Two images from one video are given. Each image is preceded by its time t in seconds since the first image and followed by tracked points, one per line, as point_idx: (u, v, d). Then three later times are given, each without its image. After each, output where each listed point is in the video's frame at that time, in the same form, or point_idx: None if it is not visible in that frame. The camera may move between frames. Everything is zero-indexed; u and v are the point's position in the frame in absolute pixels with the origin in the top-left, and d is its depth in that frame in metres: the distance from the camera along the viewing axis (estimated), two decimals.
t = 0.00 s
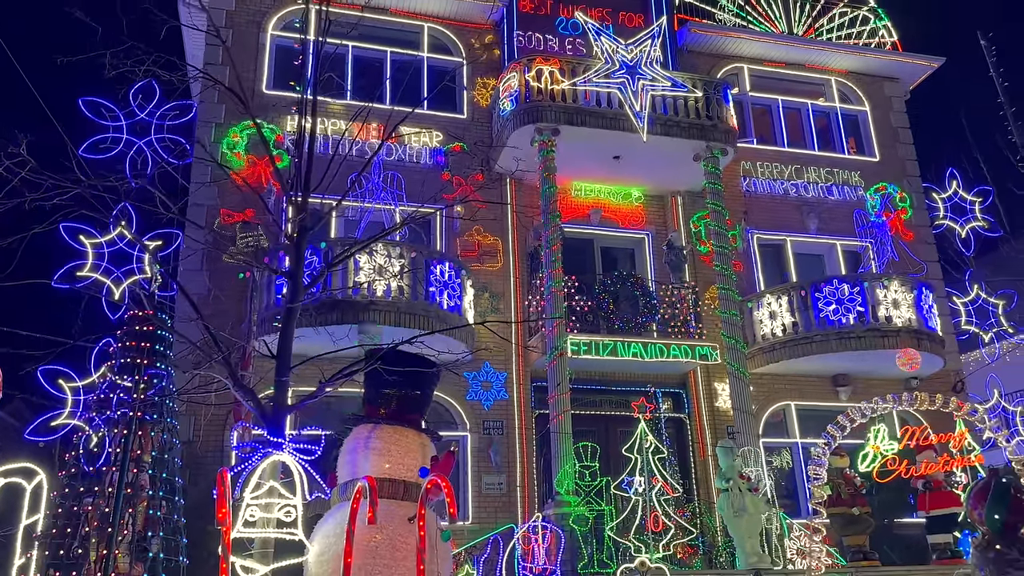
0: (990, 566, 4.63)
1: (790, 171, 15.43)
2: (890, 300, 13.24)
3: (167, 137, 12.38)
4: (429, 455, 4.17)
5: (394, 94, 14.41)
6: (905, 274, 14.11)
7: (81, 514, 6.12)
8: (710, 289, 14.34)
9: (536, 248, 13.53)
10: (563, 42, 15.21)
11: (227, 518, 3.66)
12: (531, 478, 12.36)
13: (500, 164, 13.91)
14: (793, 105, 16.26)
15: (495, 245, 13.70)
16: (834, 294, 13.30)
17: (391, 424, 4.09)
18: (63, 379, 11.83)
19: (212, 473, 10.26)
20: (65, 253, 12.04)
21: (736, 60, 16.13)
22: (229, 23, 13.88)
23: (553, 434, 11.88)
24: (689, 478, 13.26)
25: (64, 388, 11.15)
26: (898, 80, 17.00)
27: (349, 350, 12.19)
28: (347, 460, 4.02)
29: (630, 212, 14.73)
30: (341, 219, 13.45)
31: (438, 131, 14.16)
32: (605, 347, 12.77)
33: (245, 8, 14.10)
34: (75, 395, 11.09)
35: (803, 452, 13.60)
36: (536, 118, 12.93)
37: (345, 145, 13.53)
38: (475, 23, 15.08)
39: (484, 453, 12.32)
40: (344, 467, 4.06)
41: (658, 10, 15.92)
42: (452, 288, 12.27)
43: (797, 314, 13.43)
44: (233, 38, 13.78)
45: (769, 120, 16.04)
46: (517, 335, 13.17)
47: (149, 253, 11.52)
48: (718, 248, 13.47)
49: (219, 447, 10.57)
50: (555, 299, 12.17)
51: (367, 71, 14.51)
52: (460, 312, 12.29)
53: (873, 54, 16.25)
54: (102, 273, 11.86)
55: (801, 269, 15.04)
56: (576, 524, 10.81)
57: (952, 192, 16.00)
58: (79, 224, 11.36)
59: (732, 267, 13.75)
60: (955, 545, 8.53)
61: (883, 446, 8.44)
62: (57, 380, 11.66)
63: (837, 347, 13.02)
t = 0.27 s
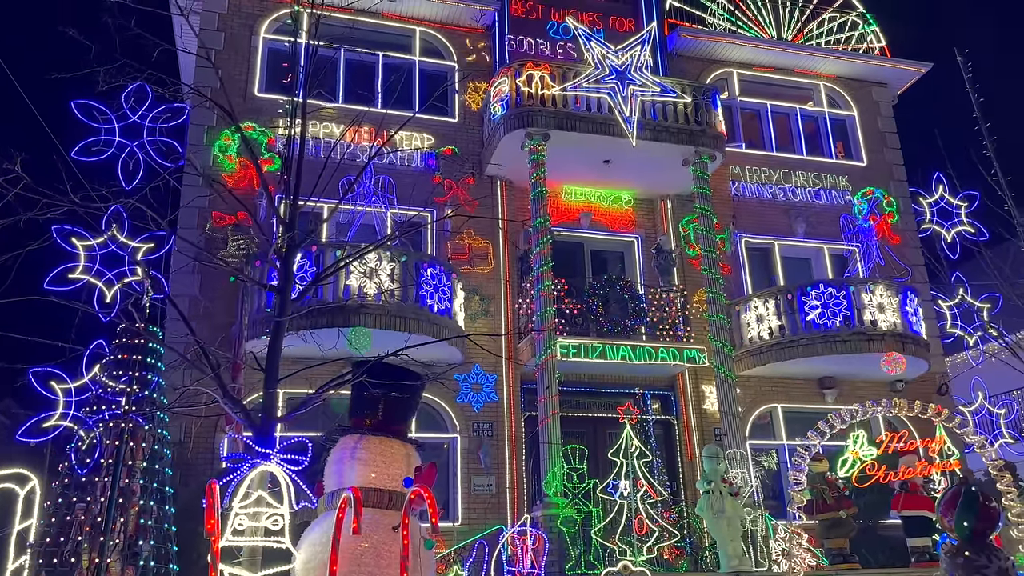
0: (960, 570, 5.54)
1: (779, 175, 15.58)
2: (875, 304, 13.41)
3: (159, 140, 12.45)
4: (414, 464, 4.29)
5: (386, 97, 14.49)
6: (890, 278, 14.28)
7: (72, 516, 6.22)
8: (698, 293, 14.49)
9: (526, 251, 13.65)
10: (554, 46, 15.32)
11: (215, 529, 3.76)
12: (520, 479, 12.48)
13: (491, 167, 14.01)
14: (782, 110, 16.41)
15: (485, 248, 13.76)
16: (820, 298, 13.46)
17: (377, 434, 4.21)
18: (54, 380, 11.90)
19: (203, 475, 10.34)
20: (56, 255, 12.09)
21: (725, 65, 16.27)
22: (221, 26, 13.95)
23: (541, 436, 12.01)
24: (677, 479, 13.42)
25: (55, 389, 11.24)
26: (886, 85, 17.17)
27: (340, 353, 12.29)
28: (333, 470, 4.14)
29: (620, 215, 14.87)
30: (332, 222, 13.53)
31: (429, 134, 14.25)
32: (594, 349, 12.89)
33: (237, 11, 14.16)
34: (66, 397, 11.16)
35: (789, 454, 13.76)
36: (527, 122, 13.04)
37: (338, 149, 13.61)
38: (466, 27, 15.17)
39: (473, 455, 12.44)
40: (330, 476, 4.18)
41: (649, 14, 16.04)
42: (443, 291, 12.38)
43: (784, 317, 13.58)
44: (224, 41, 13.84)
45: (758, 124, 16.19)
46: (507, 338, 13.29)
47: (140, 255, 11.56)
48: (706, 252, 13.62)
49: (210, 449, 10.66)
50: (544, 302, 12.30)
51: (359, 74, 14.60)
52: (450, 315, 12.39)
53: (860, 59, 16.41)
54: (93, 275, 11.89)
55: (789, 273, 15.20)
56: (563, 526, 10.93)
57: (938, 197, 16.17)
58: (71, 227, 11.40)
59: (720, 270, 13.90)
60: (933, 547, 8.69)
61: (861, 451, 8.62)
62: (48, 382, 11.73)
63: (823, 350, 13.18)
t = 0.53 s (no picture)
0: (933, 568, 5.11)
1: (766, 176, 15.69)
2: (860, 304, 13.55)
3: (148, 137, 12.45)
4: (397, 463, 4.35)
5: (375, 96, 14.52)
6: (876, 278, 14.41)
7: (60, 513, 6.26)
8: (686, 292, 14.58)
9: (515, 250, 13.72)
10: (544, 45, 15.37)
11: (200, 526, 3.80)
12: (508, 477, 12.55)
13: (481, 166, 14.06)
14: (769, 110, 16.53)
15: (475, 247, 13.82)
16: (806, 297, 13.60)
17: (360, 434, 4.27)
18: (42, 377, 11.89)
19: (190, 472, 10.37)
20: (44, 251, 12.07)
21: (714, 66, 16.37)
22: (211, 24, 13.94)
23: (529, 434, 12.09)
24: (663, 478, 13.51)
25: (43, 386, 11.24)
26: (873, 86, 17.30)
27: (329, 351, 12.33)
28: (317, 468, 4.20)
29: (609, 215, 14.95)
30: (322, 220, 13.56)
31: (419, 133, 14.28)
32: (582, 348, 12.95)
33: (227, 9, 14.15)
34: (54, 394, 11.18)
35: (775, 452, 13.88)
36: (516, 122, 13.09)
37: (327, 147, 13.64)
38: (457, 26, 15.20)
39: (461, 453, 12.51)
40: (314, 475, 4.24)
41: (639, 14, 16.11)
42: (431, 290, 12.43)
43: (770, 316, 13.69)
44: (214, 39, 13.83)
45: (746, 125, 16.30)
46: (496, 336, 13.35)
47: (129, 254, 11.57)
48: (693, 252, 13.71)
49: (197, 447, 10.69)
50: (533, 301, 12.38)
51: (349, 72, 14.61)
52: (439, 314, 12.45)
53: (848, 61, 16.53)
54: (81, 272, 11.87)
55: (776, 273, 15.31)
56: (550, 523, 11.01)
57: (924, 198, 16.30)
58: (58, 223, 11.39)
59: (707, 270, 14.00)
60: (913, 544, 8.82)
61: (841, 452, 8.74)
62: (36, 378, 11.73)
63: (808, 350, 13.30)
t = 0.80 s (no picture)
0: (894, 566, 5.22)
1: (750, 177, 15.84)
2: (841, 306, 13.71)
3: (133, 137, 12.47)
4: (369, 463, 4.44)
5: (362, 96, 14.58)
6: (857, 280, 14.58)
7: (40, 511, 6.32)
8: (669, 293, 14.70)
9: (500, 250, 13.81)
10: (530, 47, 15.46)
11: (171, 526, 3.89)
12: (492, 475, 12.66)
13: (467, 167, 14.15)
14: (754, 113, 16.67)
15: (460, 248, 13.91)
16: (787, 298, 13.75)
17: (332, 435, 4.35)
18: (26, 376, 11.92)
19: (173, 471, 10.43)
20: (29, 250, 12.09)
21: (699, 68, 16.50)
22: (197, 23, 13.98)
23: (512, 433, 12.20)
24: (646, 477, 13.63)
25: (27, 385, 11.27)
26: (857, 89, 17.45)
27: (314, 350, 12.41)
28: (289, 468, 4.28)
29: (594, 215, 15.08)
30: (308, 220, 13.61)
31: (405, 133, 14.35)
32: (566, 348, 13.03)
33: (213, 9, 14.18)
34: (37, 393, 11.26)
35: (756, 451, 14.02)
36: (501, 123, 13.18)
37: (313, 147, 13.69)
38: (443, 27, 15.26)
39: (445, 452, 12.60)
40: (287, 475, 4.32)
41: (625, 16, 16.22)
42: (416, 290, 12.52)
43: (752, 317, 13.83)
44: (199, 40, 13.86)
45: (730, 127, 16.44)
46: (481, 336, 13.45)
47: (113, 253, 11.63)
48: (677, 252, 13.84)
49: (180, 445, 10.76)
50: (516, 301, 12.48)
51: (335, 72, 14.66)
52: (423, 313, 12.53)
53: (832, 64, 16.68)
54: (65, 271, 11.86)
55: (759, 274, 15.46)
56: (532, 521, 11.11)
57: (906, 200, 16.46)
58: (43, 222, 11.41)
59: (690, 270, 14.14)
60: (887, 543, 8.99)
61: (812, 454, 8.94)
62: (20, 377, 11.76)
63: (790, 350, 13.44)
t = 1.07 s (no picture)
0: (862, 566, 5.97)
1: (736, 181, 16.00)
2: (825, 308, 13.88)
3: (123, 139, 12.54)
4: (348, 466, 4.55)
5: (351, 99, 14.68)
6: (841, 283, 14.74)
7: (27, 512, 6.43)
8: (656, 294, 14.82)
9: (488, 252, 13.94)
10: (519, 50, 15.59)
11: (151, 527, 4.00)
12: (478, 476, 12.77)
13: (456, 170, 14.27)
14: (740, 116, 16.84)
15: (448, 250, 14.00)
16: (772, 301, 13.90)
17: (311, 438, 4.46)
18: (15, 376, 12.00)
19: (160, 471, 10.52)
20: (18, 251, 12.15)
21: (687, 72, 16.65)
22: (187, 26, 14.06)
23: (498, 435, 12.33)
24: (631, 477, 13.76)
25: (15, 385, 11.35)
26: (844, 93, 17.63)
27: (302, 352, 12.50)
28: (269, 471, 4.38)
29: (582, 218, 15.21)
30: (297, 222, 13.69)
31: (394, 135, 14.45)
32: (554, 349, 13.10)
33: (203, 11, 14.26)
34: (26, 393, 11.38)
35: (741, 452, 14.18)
36: (489, 127, 13.28)
37: (303, 149, 13.77)
38: (433, 30, 15.38)
39: (433, 452, 12.71)
40: (267, 477, 4.42)
41: (613, 21, 16.37)
42: (404, 292, 12.62)
43: (737, 319, 13.99)
44: (189, 42, 13.94)
45: (717, 130, 16.59)
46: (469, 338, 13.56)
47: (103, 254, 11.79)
48: (663, 255, 13.99)
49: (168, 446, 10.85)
50: (504, 302, 12.61)
51: (325, 75, 14.75)
52: (411, 315, 12.63)
53: (818, 68, 16.84)
54: (55, 271, 12.01)
55: (745, 276, 15.63)
56: (517, 521, 11.23)
57: (891, 203, 16.60)
58: (31, 223, 11.48)
59: (676, 273, 14.28)
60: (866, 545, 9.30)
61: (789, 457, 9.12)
62: (9, 377, 11.83)
63: (774, 352, 13.61)
